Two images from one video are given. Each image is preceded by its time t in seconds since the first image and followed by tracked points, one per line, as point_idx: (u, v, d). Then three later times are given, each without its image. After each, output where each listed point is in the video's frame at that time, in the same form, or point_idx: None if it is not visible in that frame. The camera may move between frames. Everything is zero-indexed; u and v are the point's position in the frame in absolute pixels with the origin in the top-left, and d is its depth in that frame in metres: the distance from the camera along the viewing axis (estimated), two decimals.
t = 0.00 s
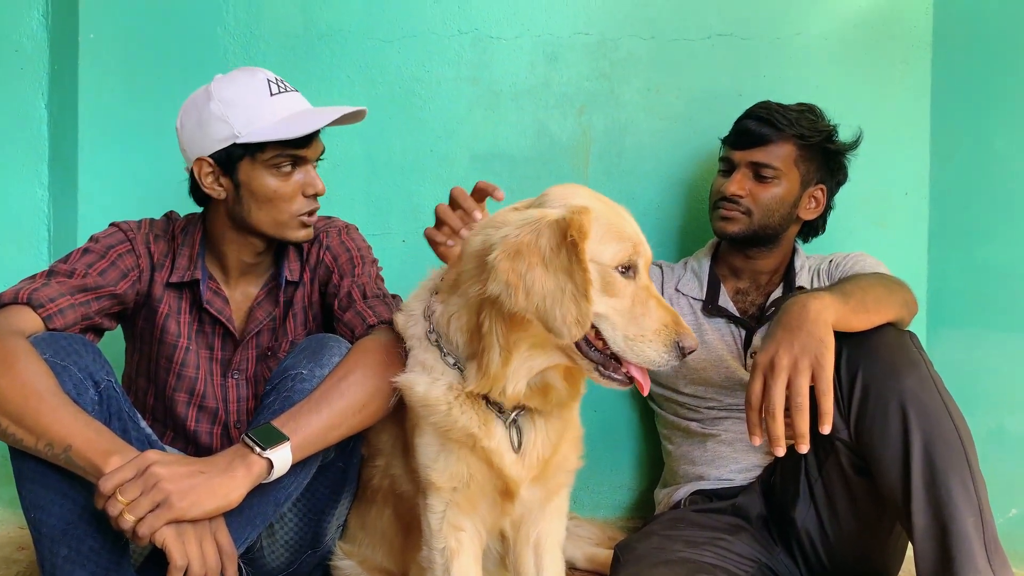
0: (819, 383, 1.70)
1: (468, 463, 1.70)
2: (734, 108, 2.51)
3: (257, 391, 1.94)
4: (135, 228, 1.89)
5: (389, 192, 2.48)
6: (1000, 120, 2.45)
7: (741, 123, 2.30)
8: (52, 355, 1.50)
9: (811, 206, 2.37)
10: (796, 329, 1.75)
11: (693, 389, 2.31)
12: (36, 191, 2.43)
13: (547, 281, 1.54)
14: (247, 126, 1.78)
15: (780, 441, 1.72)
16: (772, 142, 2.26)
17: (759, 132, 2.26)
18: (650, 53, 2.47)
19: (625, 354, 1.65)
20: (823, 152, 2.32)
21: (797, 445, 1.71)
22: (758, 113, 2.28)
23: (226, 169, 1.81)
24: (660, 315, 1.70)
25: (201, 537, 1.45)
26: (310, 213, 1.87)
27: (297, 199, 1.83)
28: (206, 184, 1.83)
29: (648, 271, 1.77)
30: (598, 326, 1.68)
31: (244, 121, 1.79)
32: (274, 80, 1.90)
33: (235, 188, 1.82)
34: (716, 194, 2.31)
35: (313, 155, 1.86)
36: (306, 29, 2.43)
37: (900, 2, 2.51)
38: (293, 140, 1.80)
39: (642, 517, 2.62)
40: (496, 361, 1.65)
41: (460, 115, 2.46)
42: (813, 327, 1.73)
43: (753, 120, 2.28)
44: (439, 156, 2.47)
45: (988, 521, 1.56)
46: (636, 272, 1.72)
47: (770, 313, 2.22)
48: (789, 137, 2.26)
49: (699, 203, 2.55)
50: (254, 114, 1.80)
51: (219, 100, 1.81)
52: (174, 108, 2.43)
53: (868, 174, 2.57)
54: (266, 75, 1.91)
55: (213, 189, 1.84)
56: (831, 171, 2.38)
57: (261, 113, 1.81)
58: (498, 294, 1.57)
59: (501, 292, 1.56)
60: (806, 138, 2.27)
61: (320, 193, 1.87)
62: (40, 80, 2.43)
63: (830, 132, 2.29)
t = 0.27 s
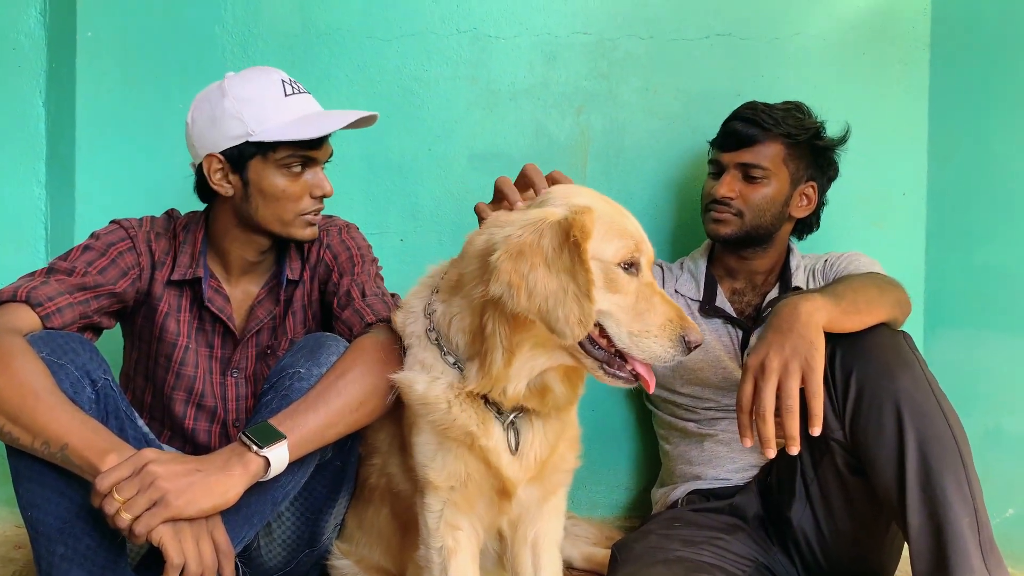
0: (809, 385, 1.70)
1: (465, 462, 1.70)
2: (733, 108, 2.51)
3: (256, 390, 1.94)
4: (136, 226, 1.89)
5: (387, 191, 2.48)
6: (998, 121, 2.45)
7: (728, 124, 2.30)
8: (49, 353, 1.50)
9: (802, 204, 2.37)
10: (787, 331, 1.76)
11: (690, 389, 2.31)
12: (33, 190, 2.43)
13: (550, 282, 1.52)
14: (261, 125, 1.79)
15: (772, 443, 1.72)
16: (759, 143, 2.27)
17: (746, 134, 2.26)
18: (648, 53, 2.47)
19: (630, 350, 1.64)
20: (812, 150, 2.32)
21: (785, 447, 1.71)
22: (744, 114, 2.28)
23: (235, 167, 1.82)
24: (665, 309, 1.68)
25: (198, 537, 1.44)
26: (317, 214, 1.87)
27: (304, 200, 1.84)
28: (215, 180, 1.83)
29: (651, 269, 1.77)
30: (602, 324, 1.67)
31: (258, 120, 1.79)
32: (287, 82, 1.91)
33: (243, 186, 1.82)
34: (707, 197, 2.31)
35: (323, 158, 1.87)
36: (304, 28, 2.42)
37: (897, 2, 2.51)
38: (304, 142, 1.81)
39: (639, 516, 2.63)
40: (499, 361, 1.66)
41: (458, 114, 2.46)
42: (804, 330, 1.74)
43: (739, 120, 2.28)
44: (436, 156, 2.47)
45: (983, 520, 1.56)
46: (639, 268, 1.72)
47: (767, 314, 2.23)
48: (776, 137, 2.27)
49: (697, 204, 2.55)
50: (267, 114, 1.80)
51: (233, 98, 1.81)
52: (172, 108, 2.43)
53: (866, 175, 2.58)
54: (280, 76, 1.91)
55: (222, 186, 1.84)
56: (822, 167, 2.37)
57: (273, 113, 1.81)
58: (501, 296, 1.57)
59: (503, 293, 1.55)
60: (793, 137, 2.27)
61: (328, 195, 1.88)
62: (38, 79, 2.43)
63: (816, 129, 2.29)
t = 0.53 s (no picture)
0: (806, 380, 1.70)
1: (460, 459, 1.70)
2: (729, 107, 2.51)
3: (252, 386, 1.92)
4: (134, 221, 1.89)
5: (384, 189, 2.48)
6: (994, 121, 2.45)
7: (728, 124, 2.31)
8: (45, 349, 1.50)
9: (801, 205, 2.37)
10: (783, 328, 1.76)
11: (687, 387, 2.31)
12: (28, 186, 2.42)
13: (543, 272, 1.53)
14: (260, 122, 1.80)
15: (768, 438, 1.71)
16: (758, 144, 2.26)
17: (746, 134, 2.26)
18: (645, 52, 2.47)
19: (628, 341, 1.65)
20: (811, 151, 2.32)
21: (782, 444, 1.70)
22: (744, 114, 2.28)
23: (234, 163, 1.81)
24: (661, 300, 1.71)
25: (192, 533, 1.44)
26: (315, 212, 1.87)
27: (303, 197, 1.84)
28: (213, 177, 1.83)
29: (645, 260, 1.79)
30: (598, 314, 1.68)
31: (257, 117, 1.80)
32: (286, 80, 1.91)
33: (241, 182, 1.82)
34: (705, 197, 2.31)
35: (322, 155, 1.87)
36: (301, 25, 2.42)
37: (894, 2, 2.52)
38: (302, 139, 1.81)
39: (634, 515, 2.63)
40: (496, 359, 1.65)
41: (455, 112, 2.46)
42: (800, 326, 1.74)
43: (739, 121, 2.29)
44: (433, 154, 2.47)
45: (976, 519, 1.56)
46: (634, 260, 1.73)
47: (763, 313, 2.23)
48: (776, 138, 2.26)
49: (694, 203, 2.55)
50: (267, 111, 1.81)
51: (232, 95, 1.82)
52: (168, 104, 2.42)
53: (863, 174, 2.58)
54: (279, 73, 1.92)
55: (220, 182, 1.84)
56: (821, 168, 2.37)
57: (273, 110, 1.82)
58: (496, 290, 1.57)
59: (498, 286, 1.55)
60: (793, 138, 2.27)
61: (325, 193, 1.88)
62: (33, 75, 2.42)
63: (816, 131, 2.28)
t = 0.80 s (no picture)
0: (808, 376, 1.70)
1: (456, 457, 1.69)
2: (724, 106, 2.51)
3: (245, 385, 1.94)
4: (121, 221, 1.89)
5: (380, 187, 2.48)
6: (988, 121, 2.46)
7: (721, 126, 2.30)
8: (37, 346, 1.49)
9: (796, 204, 2.38)
10: (785, 324, 1.77)
11: (683, 386, 2.31)
12: (21, 184, 2.41)
13: (526, 265, 1.55)
14: (232, 114, 1.78)
15: (769, 434, 1.72)
16: (753, 145, 2.27)
17: (740, 135, 2.26)
18: (641, 50, 2.47)
19: (615, 335, 1.66)
20: (805, 149, 2.32)
21: (785, 439, 1.70)
22: (737, 115, 2.28)
23: (209, 157, 1.80)
24: (649, 295, 1.71)
25: (184, 528, 1.43)
26: (294, 205, 1.85)
27: (280, 190, 1.82)
28: (191, 172, 1.82)
29: (634, 255, 1.81)
30: (585, 308, 1.69)
31: (228, 109, 1.78)
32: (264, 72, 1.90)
33: (217, 176, 1.81)
34: (701, 199, 2.31)
35: (298, 147, 1.84)
36: (296, 23, 2.42)
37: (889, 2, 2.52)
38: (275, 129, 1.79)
39: (630, 514, 2.63)
40: (486, 356, 1.65)
41: (450, 111, 2.46)
42: (803, 322, 1.74)
43: (733, 122, 2.28)
44: (429, 152, 2.47)
45: (973, 518, 1.56)
46: (622, 255, 1.75)
47: (760, 311, 2.23)
48: (770, 138, 2.27)
49: (690, 201, 2.55)
50: (239, 103, 1.79)
51: (207, 88, 1.82)
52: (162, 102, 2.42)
53: (857, 174, 2.59)
54: (258, 67, 1.91)
55: (198, 177, 1.84)
56: (815, 166, 2.37)
57: (246, 101, 1.80)
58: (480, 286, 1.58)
59: (483, 283, 1.57)
60: (786, 138, 2.27)
61: (305, 185, 1.85)
62: (27, 73, 2.41)
63: (810, 129, 2.29)
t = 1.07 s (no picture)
0: (814, 374, 1.70)
1: (450, 456, 1.69)
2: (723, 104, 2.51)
3: (242, 376, 1.92)
4: (113, 219, 1.88)
5: (378, 186, 2.47)
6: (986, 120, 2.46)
7: (713, 126, 2.30)
8: (38, 343, 1.48)
9: (791, 201, 2.38)
10: (790, 321, 1.76)
11: (681, 385, 2.31)
12: (19, 182, 2.41)
13: (513, 255, 1.60)
14: (199, 104, 1.76)
15: (775, 433, 1.70)
16: (745, 145, 2.26)
17: (731, 135, 2.26)
18: (639, 49, 2.47)
19: (603, 324, 1.68)
20: (797, 146, 2.32)
21: (790, 437, 1.70)
22: (728, 116, 2.28)
23: (184, 150, 1.81)
24: (639, 284, 1.73)
25: (201, 504, 1.33)
26: (271, 193, 1.84)
27: (255, 178, 1.80)
28: (169, 165, 1.83)
29: (624, 246, 1.82)
30: (572, 297, 1.71)
31: (197, 99, 1.76)
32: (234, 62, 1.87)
33: (193, 168, 1.80)
34: (696, 201, 2.32)
35: (269, 134, 1.82)
36: (294, 21, 2.41)
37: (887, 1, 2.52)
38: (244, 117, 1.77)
39: (628, 512, 2.63)
40: (477, 349, 1.67)
41: (449, 109, 2.46)
42: (808, 319, 1.74)
43: (724, 122, 2.28)
44: (427, 151, 2.47)
45: (972, 516, 1.56)
46: (611, 245, 1.77)
47: (758, 309, 2.23)
48: (762, 138, 2.26)
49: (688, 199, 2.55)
50: (207, 92, 1.77)
51: (177, 81, 1.81)
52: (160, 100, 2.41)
53: (856, 172, 2.59)
54: (229, 57, 1.88)
55: (177, 171, 1.85)
56: (810, 162, 2.37)
57: (213, 89, 1.77)
58: (468, 275, 1.63)
59: (471, 271, 1.62)
60: (778, 137, 2.27)
61: (280, 172, 1.83)
62: (25, 71, 2.41)
63: (803, 127, 2.29)
